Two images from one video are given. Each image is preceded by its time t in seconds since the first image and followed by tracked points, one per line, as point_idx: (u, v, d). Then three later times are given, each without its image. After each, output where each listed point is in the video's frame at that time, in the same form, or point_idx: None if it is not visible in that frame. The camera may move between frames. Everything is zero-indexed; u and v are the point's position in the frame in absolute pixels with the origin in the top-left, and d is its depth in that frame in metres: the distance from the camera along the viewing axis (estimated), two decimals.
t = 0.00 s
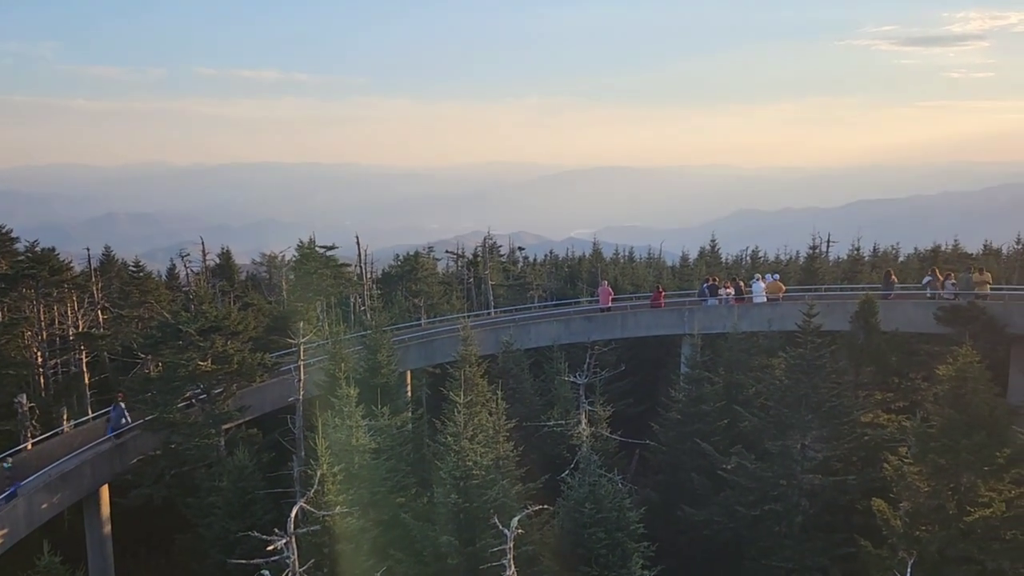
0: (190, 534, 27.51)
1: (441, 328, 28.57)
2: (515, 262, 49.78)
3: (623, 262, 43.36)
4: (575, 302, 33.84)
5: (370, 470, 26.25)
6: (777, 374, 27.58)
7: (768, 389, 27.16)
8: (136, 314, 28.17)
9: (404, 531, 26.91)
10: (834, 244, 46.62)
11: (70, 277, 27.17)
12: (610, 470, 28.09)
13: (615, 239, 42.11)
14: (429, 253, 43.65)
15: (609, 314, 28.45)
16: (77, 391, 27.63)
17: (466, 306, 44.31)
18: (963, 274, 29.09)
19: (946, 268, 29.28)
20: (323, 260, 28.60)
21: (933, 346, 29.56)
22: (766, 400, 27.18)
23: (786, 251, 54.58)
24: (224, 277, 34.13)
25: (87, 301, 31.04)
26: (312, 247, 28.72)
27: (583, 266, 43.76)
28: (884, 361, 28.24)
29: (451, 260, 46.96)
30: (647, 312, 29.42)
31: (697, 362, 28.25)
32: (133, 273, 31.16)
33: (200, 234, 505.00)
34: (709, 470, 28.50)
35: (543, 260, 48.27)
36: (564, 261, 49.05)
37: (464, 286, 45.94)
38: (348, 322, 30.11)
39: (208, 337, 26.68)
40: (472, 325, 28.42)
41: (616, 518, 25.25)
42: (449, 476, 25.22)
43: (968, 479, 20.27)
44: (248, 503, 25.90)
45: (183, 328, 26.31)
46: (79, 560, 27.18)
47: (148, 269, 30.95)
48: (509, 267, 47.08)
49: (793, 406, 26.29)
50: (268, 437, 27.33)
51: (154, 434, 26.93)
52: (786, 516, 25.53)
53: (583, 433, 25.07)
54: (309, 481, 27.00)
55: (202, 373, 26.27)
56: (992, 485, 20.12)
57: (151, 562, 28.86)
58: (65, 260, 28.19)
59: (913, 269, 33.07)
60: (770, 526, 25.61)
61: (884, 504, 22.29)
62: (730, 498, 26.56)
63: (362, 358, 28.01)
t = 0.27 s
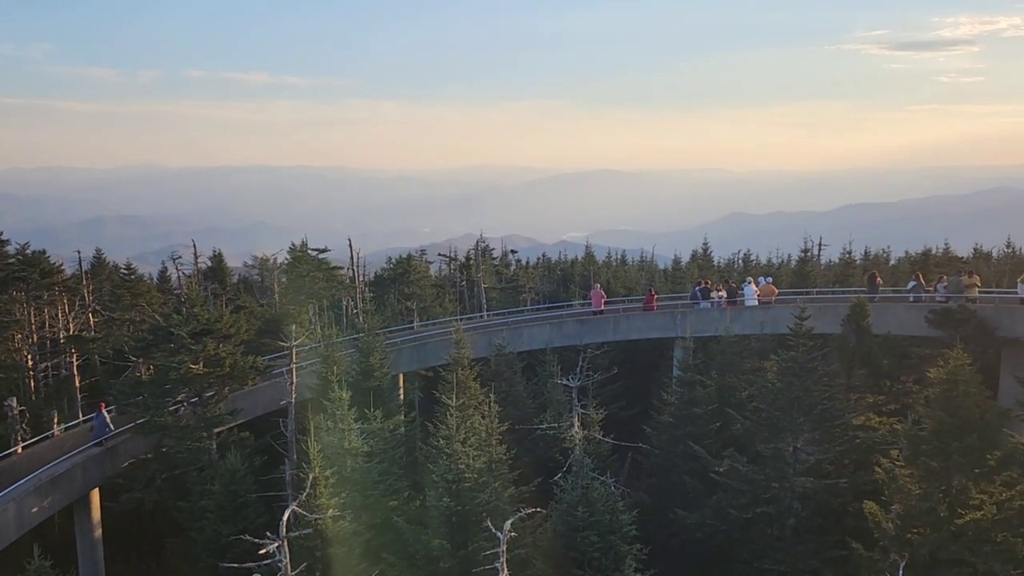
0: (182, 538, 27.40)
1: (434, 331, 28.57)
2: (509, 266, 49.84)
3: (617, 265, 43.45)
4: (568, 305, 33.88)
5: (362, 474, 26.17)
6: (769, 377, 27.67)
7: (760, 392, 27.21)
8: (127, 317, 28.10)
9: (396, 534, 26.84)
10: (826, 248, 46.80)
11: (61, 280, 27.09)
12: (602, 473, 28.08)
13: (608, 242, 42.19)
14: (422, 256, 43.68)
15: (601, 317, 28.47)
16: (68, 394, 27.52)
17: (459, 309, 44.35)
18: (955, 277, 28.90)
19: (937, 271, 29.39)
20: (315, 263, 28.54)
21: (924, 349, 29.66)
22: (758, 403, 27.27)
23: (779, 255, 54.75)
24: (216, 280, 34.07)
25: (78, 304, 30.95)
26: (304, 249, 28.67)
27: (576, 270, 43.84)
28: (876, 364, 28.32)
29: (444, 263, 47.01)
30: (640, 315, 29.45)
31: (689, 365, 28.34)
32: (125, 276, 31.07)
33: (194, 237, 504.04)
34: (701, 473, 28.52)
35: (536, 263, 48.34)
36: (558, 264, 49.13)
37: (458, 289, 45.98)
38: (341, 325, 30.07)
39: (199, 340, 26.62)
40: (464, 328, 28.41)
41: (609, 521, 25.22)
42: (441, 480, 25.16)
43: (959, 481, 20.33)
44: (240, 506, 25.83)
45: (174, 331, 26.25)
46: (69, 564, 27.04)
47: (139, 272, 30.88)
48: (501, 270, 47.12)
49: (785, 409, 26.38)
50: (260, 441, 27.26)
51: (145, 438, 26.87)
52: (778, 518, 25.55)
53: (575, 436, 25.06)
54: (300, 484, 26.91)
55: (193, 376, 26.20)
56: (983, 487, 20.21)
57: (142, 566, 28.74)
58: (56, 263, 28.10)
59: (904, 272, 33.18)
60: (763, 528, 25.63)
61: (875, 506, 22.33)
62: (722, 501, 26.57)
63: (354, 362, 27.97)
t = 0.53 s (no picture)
0: (174, 540, 27.30)
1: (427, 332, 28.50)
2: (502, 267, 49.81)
3: (611, 266, 43.47)
4: (561, 306, 33.88)
5: (355, 475, 26.13)
6: (762, 378, 27.72)
7: (753, 393, 27.28)
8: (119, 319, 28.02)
9: (390, 535, 26.79)
10: (819, 249, 46.94)
11: (52, 282, 27.02)
12: (596, 474, 28.09)
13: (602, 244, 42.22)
14: (416, 257, 43.64)
15: (594, 318, 28.46)
16: (59, 396, 27.42)
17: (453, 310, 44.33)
18: (947, 278, 29.18)
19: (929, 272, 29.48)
20: (308, 264, 28.50)
21: (916, 350, 29.76)
22: (751, 404, 27.31)
23: (772, 256, 54.88)
24: (209, 281, 34.02)
25: (70, 305, 30.85)
26: (297, 251, 28.62)
27: (570, 271, 43.84)
28: (868, 365, 28.41)
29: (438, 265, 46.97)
30: (633, 316, 29.48)
31: (683, 365, 28.36)
32: (117, 277, 30.99)
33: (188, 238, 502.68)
34: (695, 473, 28.55)
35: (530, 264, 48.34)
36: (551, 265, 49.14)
37: (451, 290, 45.94)
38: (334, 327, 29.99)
39: (192, 342, 26.58)
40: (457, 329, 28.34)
41: (602, 522, 25.19)
42: (435, 481, 25.13)
43: (952, 481, 20.35)
44: (233, 508, 25.72)
45: (166, 332, 26.19)
46: (61, 567, 26.91)
47: (131, 273, 30.80)
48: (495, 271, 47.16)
49: (778, 410, 26.44)
50: (252, 442, 27.15)
51: (137, 440, 26.77)
52: (771, 519, 25.60)
53: (569, 437, 25.08)
54: (294, 486, 26.85)
55: (186, 378, 26.15)
56: (975, 487, 20.27)
57: (133, 569, 28.60)
58: (47, 264, 28.02)
59: (896, 273, 33.31)
60: (756, 529, 25.67)
61: (868, 506, 22.38)
62: (715, 502, 26.61)
63: (348, 363, 27.90)
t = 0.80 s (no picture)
0: (168, 540, 27.24)
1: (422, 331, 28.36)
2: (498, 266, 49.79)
3: (606, 265, 43.44)
4: (556, 305, 33.86)
5: (350, 475, 26.11)
6: (757, 378, 27.75)
7: (748, 392, 27.34)
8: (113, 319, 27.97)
9: (384, 535, 26.77)
10: (813, 249, 47.03)
11: (46, 281, 26.95)
12: (590, 474, 28.11)
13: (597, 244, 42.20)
14: (411, 257, 43.60)
15: (589, 317, 28.39)
16: (52, 397, 27.35)
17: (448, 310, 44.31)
18: (940, 278, 29.25)
19: (923, 271, 29.56)
20: (302, 264, 28.47)
21: (910, 349, 29.84)
22: (746, 403, 27.33)
23: (767, 256, 54.97)
24: (203, 281, 33.97)
25: (63, 305, 30.77)
26: (292, 250, 28.59)
27: (565, 271, 43.82)
28: (862, 364, 28.48)
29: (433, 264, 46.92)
30: (628, 316, 29.50)
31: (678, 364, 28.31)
32: (110, 277, 30.91)
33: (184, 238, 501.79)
34: (690, 473, 28.59)
35: (525, 264, 48.29)
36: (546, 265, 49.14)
37: (446, 290, 45.89)
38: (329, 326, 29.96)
39: (186, 342, 26.55)
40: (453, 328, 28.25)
41: (597, 521, 25.14)
42: (430, 481, 25.14)
43: (945, 481, 20.42)
44: (227, 508, 25.66)
45: (160, 332, 26.16)
46: (54, 567, 26.83)
47: (125, 273, 30.74)
48: (490, 271, 47.17)
49: (772, 410, 26.47)
50: (247, 442, 27.07)
51: (131, 440, 26.72)
52: (765, 518, 25.65)
53: (564, 437, 25.11)
54: (288, 486, 26.82)
55: (180, 378, 26.12)
56: (968, 486, 20.30)
57: (127, 569, 28.53)
58: (41, 264, 27.95)
59: (890, 272, 33.39)
60: (750, 528, 25.71)
61: (862, 505, 22.45)
62: (710, 502, 26.65)
63: (342, 363, 27.84)
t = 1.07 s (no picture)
0: (162, 540, 27.20)
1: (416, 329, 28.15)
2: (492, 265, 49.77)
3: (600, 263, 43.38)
4: (551, 304, 33.84)
5: (345, 475, 26.07)
6: (752, 377, 27.77)
7: (743, 391, 27.37)
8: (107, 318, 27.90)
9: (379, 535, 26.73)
10: (807, 247, 47.17)
11: (39, 281, 26.86)
12: (585, 473, 28.13)
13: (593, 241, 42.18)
14: (405, 255, 43.56)
15: (584, 316, 28.28)
16: (46, 396, 27.27)
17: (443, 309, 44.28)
18: (934, 277, 29.30)
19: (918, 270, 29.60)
20: (297, 263, 28.41)
21: (904, 348, 29.91)
22: (740, 402, 27.35)
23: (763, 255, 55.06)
24: (197, 280, 33.89)
25: (56, 305, 30.68)
26: (286, 250, 28.53)
27: (559, 270, 43.81)
28: (857, 363, 28.55)
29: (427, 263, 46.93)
30: (623, 314, 29.43)
31: (673, 363, 28.19)
32: (104, 277, 30.84)
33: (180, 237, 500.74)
34: (684, 471, 28.63)
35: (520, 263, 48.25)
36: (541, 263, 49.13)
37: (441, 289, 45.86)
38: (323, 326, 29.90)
39: (180, 341, 26.51)
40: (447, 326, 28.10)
41: (592, 521, 25.09)
42: (425, 480, 25.11)
43: (939, 479, 20.37)
44: (221, 508, 25.62)
45: (154, 332, 26.12)
46: (48, 568, 26.77)
47: (118, 272, 30.66)
48: (484, 270, 47.15)
49: (767, 409, 26.50)
50: (241, 441, 26.99)
51: (125, 439, 26.66)
52: (759, 517, 25.70)
53: (558, 436, 25.11)
54: (283, 486, 26.79)
55: (174, 378, 26.08)
56: (962, 485, 20.25)
57: (121, 570, 28.48)
58: (34, 263, 27.86)
59: (884, 272, 33.45)
60: (745, 527, 25.76)
61: (856, 503, 22.53)
62: (705, 500, 26.70)
63: (337, 362, 27.76)
